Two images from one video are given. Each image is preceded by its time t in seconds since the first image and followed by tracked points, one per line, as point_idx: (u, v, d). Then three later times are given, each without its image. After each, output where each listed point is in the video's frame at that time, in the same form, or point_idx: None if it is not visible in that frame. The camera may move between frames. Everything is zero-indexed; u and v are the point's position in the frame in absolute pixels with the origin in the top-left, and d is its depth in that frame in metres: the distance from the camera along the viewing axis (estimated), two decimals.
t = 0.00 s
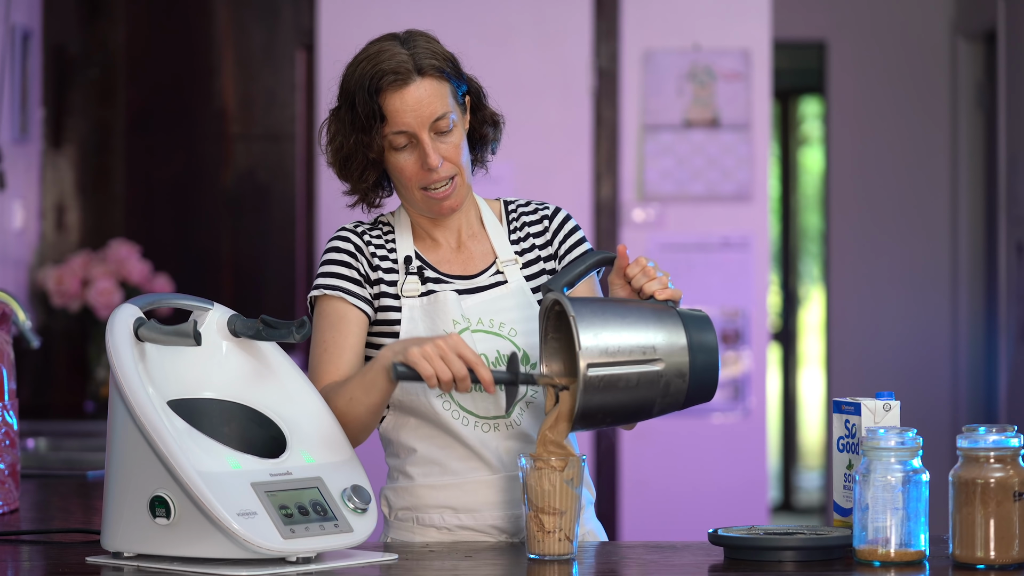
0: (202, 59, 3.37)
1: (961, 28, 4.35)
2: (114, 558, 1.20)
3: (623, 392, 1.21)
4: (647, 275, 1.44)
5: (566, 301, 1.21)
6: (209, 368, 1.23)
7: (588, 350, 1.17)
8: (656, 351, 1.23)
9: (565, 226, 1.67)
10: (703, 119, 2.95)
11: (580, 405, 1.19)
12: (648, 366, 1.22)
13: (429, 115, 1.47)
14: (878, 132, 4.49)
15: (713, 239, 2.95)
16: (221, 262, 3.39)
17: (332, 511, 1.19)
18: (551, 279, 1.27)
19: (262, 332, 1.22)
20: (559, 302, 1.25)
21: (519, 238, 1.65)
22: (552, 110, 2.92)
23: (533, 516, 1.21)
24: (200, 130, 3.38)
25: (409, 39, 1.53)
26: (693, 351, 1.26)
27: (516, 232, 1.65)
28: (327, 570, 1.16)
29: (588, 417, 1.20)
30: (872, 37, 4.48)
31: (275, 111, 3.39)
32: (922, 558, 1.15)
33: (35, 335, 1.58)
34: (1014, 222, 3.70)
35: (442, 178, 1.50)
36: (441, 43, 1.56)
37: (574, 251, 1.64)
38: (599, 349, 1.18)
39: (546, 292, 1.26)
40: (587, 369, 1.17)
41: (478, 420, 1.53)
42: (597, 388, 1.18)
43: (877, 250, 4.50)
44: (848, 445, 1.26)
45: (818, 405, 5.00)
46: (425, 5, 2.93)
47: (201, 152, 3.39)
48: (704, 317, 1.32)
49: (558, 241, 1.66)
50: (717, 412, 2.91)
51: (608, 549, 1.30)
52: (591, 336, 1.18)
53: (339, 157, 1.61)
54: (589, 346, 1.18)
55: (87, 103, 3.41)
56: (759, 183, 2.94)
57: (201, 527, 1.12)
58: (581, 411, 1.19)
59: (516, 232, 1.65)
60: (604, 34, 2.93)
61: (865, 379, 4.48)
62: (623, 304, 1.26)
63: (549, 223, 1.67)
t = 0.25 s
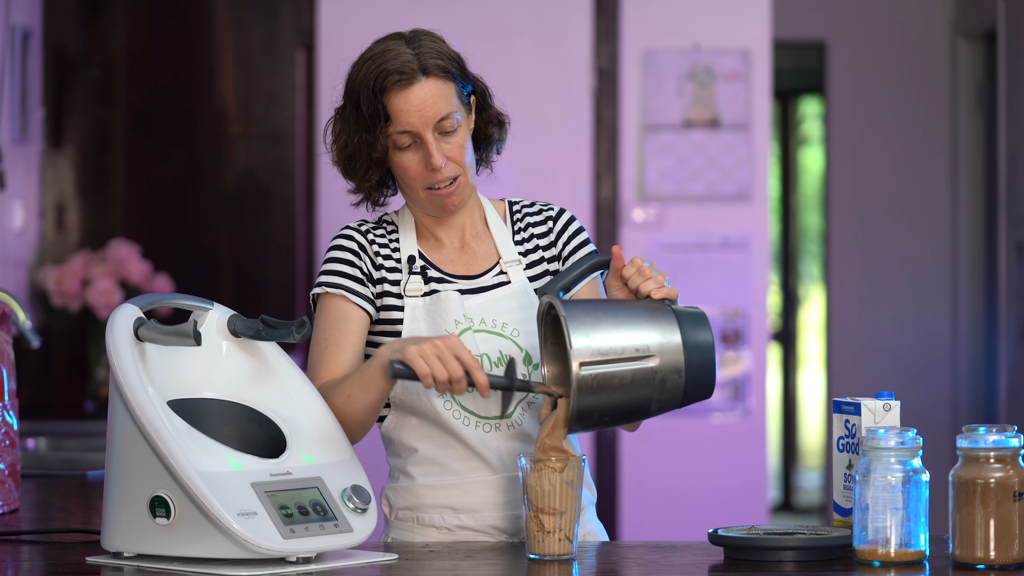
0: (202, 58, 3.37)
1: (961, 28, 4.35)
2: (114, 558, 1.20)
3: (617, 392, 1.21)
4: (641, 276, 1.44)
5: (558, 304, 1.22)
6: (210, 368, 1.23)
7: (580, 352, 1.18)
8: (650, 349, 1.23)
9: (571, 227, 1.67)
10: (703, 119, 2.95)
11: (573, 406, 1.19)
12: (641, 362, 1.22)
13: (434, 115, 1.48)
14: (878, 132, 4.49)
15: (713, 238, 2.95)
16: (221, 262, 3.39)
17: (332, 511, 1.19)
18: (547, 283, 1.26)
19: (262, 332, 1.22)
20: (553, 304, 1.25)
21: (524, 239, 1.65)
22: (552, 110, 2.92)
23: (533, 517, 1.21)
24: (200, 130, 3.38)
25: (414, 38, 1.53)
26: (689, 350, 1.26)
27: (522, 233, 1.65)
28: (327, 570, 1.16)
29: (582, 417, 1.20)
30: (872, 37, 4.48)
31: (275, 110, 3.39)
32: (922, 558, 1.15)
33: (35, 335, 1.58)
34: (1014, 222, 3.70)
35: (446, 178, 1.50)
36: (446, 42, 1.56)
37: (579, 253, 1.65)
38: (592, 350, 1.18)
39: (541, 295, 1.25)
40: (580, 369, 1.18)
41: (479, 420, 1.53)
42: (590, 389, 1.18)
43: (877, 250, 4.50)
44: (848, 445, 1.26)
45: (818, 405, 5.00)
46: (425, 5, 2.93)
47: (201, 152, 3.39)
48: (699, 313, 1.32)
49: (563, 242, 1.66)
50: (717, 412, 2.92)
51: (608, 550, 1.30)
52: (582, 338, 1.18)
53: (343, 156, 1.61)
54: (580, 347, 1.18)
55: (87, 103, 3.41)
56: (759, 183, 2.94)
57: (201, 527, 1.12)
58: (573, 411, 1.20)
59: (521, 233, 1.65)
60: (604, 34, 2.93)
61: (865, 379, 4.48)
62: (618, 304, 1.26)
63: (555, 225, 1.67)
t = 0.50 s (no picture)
0: (202, 58, 3.37)
1: (961, 28, 4.35)
2: (114, 558, 1.20)
3: (615, 390, 1.21)
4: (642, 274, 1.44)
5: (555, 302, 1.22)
6: (209, 369, 1.23)
7: (576, 351, 1.18)
8: (647, 348, 1.23)
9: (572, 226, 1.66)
10: (703, 119, 2.95)
11: (569, 404, 1.19)
12: (637, 362, 1.22)
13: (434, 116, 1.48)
14: (878, 132, 4.49)
15: (713, 239, 2.95)
16: (221, 262, 3.39)
17: (332, 512, 1.19)
18: (546, 281, 1.27)
19: (262, 332, 1.22)
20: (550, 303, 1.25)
21: (525, 239, 1.65)
22: (552, 110, 2.92)
23: (533, 517, 1.21)
24: (200, 129, 3.38)
25: (416, 39, 1.53)
26: (686, 349, 1.26)
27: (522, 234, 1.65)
28: (327, 570, 1.16)
29: (580, 415, 1.20)
30: (872, 37, 4.48)
31: (275, 110, 3.39)
32: (922, 558, 1.15)
33: (35, 335, 1.58)
34: (1014, 222, 3.70)
35: (446, 179, 1.50)
36: (448, 43, 1.56)
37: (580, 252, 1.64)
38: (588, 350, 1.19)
39: (541, 293, 1.26)
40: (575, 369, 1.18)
41: (479, 420, 1.54)
42: (586, 388, 1.19)
43: (878, 250, 4.50)
44: (848, 445, 1.26)
45: (818, 405, 5.00)
46: (425, 5, 2.93)
47: (201, 152, 3.39)
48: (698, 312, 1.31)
49: (564, 241, 1.65)
50: (717, 412, 2.92)
51: (608, 550, 1.30)
52: (579, 338, 1.19)
53: (344, 157, 1.61)
54: (576, 346, 1.18)
55: (87, 103, 3.41)
56: (759, 183, 2.94)
57: (201, 527, 1.12)
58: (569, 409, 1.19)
59: (522, 234, 1.65)
60: (604, 35, 2.93)
61: (865, 379, 4.48)
62: (615, 303, 1.26)
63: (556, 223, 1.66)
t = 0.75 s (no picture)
0: (202, 58, 3.37)
1: (961, 28, 4.35)
2: (114, 558, 1.20)
3: (618, 382, 1.21)
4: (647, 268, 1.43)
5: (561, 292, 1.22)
6: (209, 369, 1.23)
7: (581, 342, 1.18)
8: (652, 340, 1.23)
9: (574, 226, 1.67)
10: (703, 119, 2.95)
11: (573, 395, 1.19)
12: (641, 356, 1.22)
13: (436, 115, 1.48)
14: (878, 132, 4.49)
15: (713, 239, 2.95)
16: (221, 263, 3.39)
17: (332, 512, 1.19)
18: (551, 273, 1.26)
19: (262, 332, 1.22)
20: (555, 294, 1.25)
21: (528, 239, 1.65)
22: (552, 110, 2.92)
23: (533, 517, 1.21)
24: (200, 129, 3.38)
25: (419, 38, 1.53)
26: (689, 342, 1.26)
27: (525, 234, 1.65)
28: (327, 570, 1.16)
29: (582, 408, 1.20)
30: (872, 37, 4.48)
31: (275, 110, 3.39)
32: (922, 558, 1.15)
33: (35, 335, 1.58)
34: (1014, 222, 3.70)
35: (448, 178, 1.50)
36: (451, 42, 1.56)
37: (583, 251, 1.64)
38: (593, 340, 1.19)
39: (545, 284, 1.25)
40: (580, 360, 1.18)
41: (480, 419, 1.53)
42: (590, 379, 1.19)
43: (878, 250, 4.50)
44: (849, 444, 1.26)
45: (818, 405, 5.00)
46: (425, 5, 2.93)
47: (202, 152, 3.39)
48: (702, 307, 1.32)
49: (567, 241, 1.66)
50: (717, 412, 2.92)
51: (608, 550, 1.30)
52: (585, 327, 1.18)
53: (347, 155, 1.61)
54: (582, 336, 1.18)
55: (87, 103, 3.41)
56: (759, 183, 2.94)
57: (201, 527, 1.12)
58: (574, 401, 1.20)
59: (524, 234, 1.65)
60: (604, 34, 2.93)
61: (865, 379, 4.48)
62: (618, 295, 1.26)
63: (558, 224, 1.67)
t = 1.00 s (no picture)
0: (202, 58, 3.37)
1: (961, 28, 4.35)
2: (114, 558, 1.20)
3: (620, 385, 1.21)
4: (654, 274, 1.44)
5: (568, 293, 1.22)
6: (209, 369, 1.23)
7: (585, 343, 1.18)
8: (655, 345, 1.23)
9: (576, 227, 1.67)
10: (703, 119, 2.95)
11: (574, 395, 1.19)
12: (644, 360, 1.22)
13: (438, 114, 1.48)
14: (878, 132, 4.49)
15: (713, 239, 2.95)
16: (221, 263, 3.39)
17: (332, 512, 1.19)
18: (557, 270, 1.26)
19: (262, 332, 1.22)
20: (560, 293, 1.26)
21: (529, 240, 1.64)
22: (552, 110, 2.92)
23: (533, 517, 1.21)
24: (200, 129, 3.38)
25: (422, 37, 1.54)
26: (693, 348, 1.26)
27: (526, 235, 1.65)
28: (327, 570, 1.16)
29: (582, 408, 1.20)
30: (872, 36, 4.48)
31: (275, 110, 3.38)
32: (922, 558, 1.15)
33: (35, 335, 1.58)
34: (1014, 222, 3.70)
35: (449, 177, 1.50)
36: (454, 42, 1.56)
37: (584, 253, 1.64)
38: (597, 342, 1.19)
39: (551, 283, 1.26)
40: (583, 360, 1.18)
41: (481, 419, 1.53)
42: (592, 380, 1.19)
43: (878, 250, 4.50)
44: (849, 445, 1.26)
45: (818, 405, 5.00)
46: (425, 5, 2.93)
47: (202, 152, 3.39)
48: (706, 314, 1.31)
49: (569, 242, 1.65)
50: (717, 412, 2.92)
51: (608, 549, 1.30)
52: (590, 328, 1.19)
53: (350, 154, 1.62)
54: (586, 336, 1.18)
55: (87, 103, 3.41)
56: (759, 183, 2.94)
57: (201, 527, 1.12)
58: (574, 401, 1.20)
59: (526, 234, 1.65)
60: (604, 34, 2.93)
61: (865, 379, 4.48)
62: (623, 298, 1.26)
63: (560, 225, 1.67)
